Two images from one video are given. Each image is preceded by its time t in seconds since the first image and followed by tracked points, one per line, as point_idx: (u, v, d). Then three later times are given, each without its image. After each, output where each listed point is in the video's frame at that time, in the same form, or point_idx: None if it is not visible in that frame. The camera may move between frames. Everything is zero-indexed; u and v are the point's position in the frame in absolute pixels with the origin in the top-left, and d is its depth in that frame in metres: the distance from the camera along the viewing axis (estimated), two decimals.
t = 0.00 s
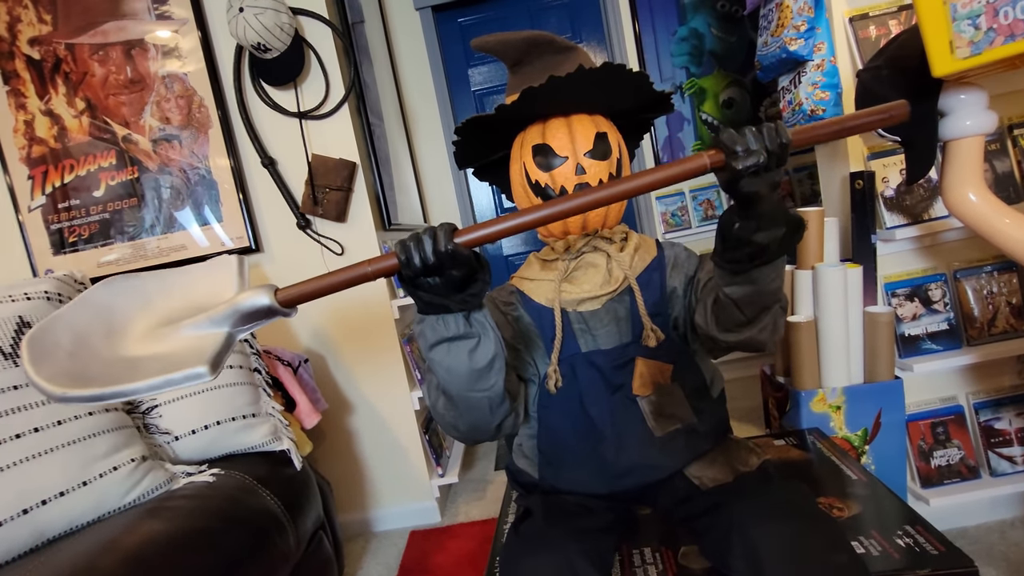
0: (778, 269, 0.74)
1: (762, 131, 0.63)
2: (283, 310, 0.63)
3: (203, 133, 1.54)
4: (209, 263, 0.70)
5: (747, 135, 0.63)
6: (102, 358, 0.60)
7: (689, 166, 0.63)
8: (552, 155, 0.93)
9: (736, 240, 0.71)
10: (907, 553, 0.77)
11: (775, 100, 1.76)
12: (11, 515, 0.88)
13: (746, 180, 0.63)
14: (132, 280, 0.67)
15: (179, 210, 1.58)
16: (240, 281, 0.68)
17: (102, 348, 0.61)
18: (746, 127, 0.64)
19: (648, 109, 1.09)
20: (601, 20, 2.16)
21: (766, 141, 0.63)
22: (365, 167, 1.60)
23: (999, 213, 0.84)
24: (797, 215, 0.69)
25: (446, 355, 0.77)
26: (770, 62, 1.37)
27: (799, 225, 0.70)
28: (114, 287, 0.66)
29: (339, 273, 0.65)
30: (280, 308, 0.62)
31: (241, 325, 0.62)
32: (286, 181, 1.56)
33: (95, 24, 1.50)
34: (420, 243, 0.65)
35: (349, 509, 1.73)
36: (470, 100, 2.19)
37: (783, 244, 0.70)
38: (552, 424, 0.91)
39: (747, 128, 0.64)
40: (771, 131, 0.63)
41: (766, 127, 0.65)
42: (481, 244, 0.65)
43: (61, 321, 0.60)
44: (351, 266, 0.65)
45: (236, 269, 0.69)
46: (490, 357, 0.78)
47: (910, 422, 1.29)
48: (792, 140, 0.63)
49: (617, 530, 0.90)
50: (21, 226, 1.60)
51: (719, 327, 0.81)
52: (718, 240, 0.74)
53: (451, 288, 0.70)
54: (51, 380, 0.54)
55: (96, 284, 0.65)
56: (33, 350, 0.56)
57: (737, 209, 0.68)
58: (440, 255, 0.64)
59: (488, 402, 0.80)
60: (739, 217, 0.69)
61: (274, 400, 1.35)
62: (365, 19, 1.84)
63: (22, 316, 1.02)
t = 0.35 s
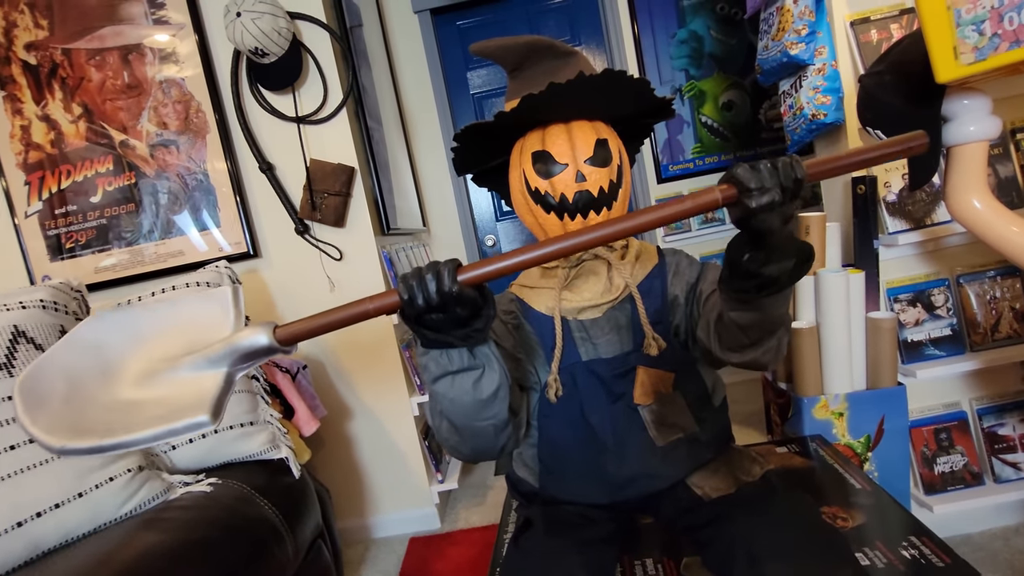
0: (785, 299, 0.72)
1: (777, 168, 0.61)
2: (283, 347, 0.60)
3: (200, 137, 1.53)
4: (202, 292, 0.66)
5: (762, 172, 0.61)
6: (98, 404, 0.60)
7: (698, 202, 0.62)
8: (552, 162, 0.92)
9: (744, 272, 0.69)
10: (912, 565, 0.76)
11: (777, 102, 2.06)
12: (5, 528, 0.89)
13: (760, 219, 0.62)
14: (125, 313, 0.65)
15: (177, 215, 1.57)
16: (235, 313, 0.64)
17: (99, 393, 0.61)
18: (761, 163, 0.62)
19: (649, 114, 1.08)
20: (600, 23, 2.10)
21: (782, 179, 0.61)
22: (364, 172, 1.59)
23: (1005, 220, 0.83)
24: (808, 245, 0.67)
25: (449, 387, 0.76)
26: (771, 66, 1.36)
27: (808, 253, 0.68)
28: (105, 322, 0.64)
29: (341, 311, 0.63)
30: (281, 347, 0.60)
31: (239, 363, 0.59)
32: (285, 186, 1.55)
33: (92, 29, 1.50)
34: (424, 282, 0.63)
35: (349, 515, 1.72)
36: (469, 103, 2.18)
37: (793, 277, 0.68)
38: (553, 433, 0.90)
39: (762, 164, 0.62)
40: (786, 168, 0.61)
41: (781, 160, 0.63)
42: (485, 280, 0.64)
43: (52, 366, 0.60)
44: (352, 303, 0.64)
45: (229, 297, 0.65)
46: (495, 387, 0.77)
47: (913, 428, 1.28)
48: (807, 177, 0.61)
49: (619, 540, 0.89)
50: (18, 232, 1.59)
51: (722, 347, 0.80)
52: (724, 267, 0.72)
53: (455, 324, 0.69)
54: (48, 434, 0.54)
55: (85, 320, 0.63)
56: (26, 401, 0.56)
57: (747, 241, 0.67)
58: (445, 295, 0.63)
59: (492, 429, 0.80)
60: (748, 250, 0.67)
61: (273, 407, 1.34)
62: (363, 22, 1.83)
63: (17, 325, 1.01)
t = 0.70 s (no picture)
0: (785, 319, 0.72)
1: (787, 199, 0.61)
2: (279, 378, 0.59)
3: (192, 137, 1.52)
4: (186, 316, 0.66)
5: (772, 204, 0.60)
6: (90, 439, 0.63)
7: (706, 233, 0.60)
8: (547, 163, 0.91)
9: (747, 296, 0.69)
10: (911, 570, 0.76)
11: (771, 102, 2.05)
12: None
13: (768, 250, 0.61)
14: (112, 343, 0.67)
15: (169, 215, 1.55)
16: (226, 342, 0.65)
17: (91, 427, 0.64)
18: (771, 194, 0.61)
19: (646, 115, 1.07)
20: (595, 22, 2.10)
21: (791, 212, 0.60)
22: (357, 172, 1.58)
23: (1004, 223, 0.83)
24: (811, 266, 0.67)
25: (448, 411, 0.75)
26: (767, 66, 1.35)
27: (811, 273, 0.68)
28: (94, 353, 0.66)
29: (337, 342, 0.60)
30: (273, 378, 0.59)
31: (232, 396, 0.61)
32: (278, 187, 1.54)
33: (82, 27, 1.48)
34: (423, 315, 0.62)
35: (343, 518, 1.71)
36: (464, 103, 2.16)
37: (795, 301, 0.68)
38: (549, 437, 0.89)
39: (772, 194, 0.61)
40: (797, 201, 0.61)
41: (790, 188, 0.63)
42: (486, 311, 0.62)
43: (40, 401, 0.63)
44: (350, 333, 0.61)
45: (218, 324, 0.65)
46: (494, 408, 0.77)
47: (910, 430, 1.27)
48: (817, 209, 0.61)
49: (616, 545, 0.88)
50: (6, 232, 1.56)
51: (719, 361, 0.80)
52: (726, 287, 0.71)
53: (454, 352, 0.68)
54: (41, 475, 0.58)
55: (69, 351, 0.65)
56: (15, 441, 0.59)
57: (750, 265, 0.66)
58: (444, 329, 0.61)
59: (492, 449, 0.80)
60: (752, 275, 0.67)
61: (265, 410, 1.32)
62: (357, 20, 1.82)
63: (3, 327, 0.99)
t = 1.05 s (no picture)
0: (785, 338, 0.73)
1: (795, 232, 0.61)
2: (276, 409, 0.61)
3: (186, 136, 1.51)
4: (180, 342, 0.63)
5: (779, 238, 0.61)
6: (87, 472, 0.62)
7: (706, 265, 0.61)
8: (544, 163, 0.91)
9: (749, 319, 0.70)
10: (906, 570, 0.76)
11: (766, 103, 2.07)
12: None
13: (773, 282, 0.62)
14: (101, 373, 0.64)
15: (163, 214, 1.54)
16: (224, 373, 0.63)
17: (86, 461, 0.63)
18: (780, 228, 0.61)
19: (642, 115, 1.07)
20: (591, 21, 2.09)
21: (799, 246, 0.61)
22: (353, 171, 1.57)
23: (1000, 224, 0.83)
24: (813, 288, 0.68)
25: (449, 432, 0.75)
26: (763, 66, 1.35)
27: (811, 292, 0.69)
28: (83, 382, 0.63)
29: (338, 373, 0.61)
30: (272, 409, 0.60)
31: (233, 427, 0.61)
32: (272, 186, 1.53)
33: (74, 24, 1.46)
34: (426, 349, 0.61)
35: (339, 519, 1.70)
36: (459, 102, 2.16)
37: (795, 324, 0.69)
38: (545, 439, 0.88)
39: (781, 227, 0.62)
40: (805, 235, 0.61)
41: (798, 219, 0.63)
42: (488, 344, 0.62)
43: (32, 435, 0.60)
44: (354, 362, 0.62)
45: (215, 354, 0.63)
46: (495, 427, 0.78)
47: (905, 430, 1.28)
48: (824, 242, 0.62)
49: (612, 546, 0.88)
50: None
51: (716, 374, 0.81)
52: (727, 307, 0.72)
53: (456, 381, 0.66)
54: (44, 517, 0.57)
55: (58, 383, 0.62)
56: (12, 481, 0.58)
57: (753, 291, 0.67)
58: (447, 364, 0.61)
59: (493, 467, 0.81)
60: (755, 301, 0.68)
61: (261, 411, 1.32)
62: (352, 19, 1.81)
63: None
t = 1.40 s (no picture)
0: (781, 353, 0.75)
1: (799, 261, 0.62)
2: (280, 431, 0.62)
3: (182, 135, 1.50)
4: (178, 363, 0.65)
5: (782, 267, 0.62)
6: (92, 497, 0.64)
7: (707, 292, 0.62)
8: (541, 163, 0.91)
9: (748, 338, 0.71)
10: (901, 569, 0.76)
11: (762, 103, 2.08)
12: None
13: (774, 309, 0.64)
14: (100, 399, 0.65)
15: (159, 214, 1.53)
16: (225, 396, 0.65)
17: (89, 484, 0.64)
18: (784, 256, 0.62)
19: (639, 114, 1.07)
20: (588, 21, 2.09)
21: (802, 275, 0.62)
22: (349, 170, 1.57)
23: (996, 224, 0.83)
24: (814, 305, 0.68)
25: (450, 447, 0.78)
26: (759, 66, 1.35)
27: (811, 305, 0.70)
28: (84, 406, 0.65)
29: (338, 396, 0.63)
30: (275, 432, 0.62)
31: (236, 450, 0.63)
32: (268, 185, 1.53)
33: (68, 23, 1.46)
34: (430, 377, 0.64)
35: (336, 518, 1.70)
36: (456, 101, 2.16)
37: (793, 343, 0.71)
38: (542, 438, 0.89)
39: (785, 254, 0.63)
40: (808, 264, 0.62)
41: (802, 246, 0.64)
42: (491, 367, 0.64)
43: (36, 462, 0.62)
44: (355, 387, 0.63)
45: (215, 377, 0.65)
46: (496, 441, 0.79)
47: (899, 429, 1.28)
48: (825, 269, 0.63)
49: (609, 546, 0.88)
50: None
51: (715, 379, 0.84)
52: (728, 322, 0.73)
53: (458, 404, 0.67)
54: (51, 543, 0.60)
55: (58, 410, 0.63)
56: (18, 509, 0.60)
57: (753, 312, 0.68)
58: (449, 392, 0.64)
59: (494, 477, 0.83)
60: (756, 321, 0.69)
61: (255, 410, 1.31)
62: (348, 18, 1.81)
63: None
